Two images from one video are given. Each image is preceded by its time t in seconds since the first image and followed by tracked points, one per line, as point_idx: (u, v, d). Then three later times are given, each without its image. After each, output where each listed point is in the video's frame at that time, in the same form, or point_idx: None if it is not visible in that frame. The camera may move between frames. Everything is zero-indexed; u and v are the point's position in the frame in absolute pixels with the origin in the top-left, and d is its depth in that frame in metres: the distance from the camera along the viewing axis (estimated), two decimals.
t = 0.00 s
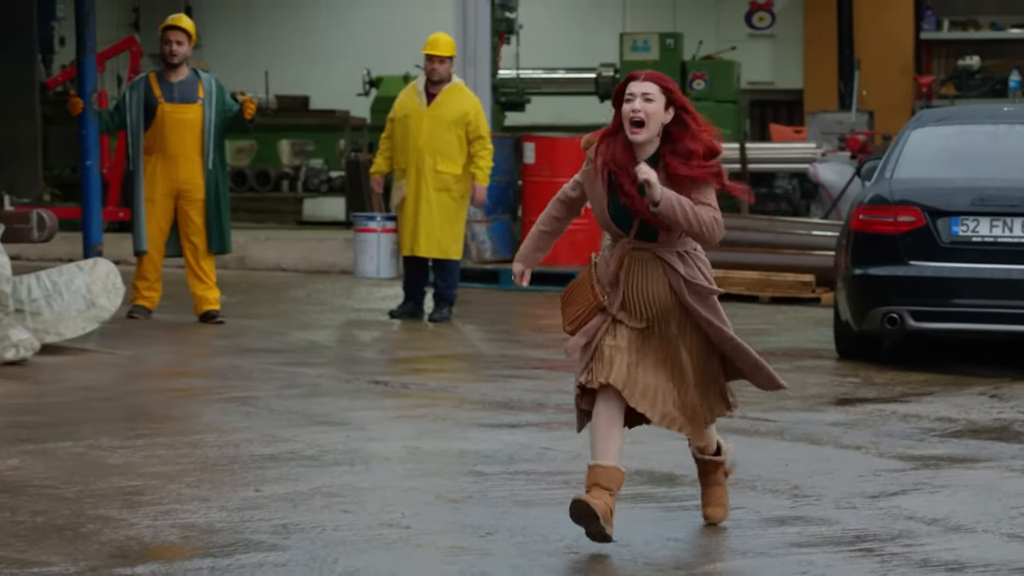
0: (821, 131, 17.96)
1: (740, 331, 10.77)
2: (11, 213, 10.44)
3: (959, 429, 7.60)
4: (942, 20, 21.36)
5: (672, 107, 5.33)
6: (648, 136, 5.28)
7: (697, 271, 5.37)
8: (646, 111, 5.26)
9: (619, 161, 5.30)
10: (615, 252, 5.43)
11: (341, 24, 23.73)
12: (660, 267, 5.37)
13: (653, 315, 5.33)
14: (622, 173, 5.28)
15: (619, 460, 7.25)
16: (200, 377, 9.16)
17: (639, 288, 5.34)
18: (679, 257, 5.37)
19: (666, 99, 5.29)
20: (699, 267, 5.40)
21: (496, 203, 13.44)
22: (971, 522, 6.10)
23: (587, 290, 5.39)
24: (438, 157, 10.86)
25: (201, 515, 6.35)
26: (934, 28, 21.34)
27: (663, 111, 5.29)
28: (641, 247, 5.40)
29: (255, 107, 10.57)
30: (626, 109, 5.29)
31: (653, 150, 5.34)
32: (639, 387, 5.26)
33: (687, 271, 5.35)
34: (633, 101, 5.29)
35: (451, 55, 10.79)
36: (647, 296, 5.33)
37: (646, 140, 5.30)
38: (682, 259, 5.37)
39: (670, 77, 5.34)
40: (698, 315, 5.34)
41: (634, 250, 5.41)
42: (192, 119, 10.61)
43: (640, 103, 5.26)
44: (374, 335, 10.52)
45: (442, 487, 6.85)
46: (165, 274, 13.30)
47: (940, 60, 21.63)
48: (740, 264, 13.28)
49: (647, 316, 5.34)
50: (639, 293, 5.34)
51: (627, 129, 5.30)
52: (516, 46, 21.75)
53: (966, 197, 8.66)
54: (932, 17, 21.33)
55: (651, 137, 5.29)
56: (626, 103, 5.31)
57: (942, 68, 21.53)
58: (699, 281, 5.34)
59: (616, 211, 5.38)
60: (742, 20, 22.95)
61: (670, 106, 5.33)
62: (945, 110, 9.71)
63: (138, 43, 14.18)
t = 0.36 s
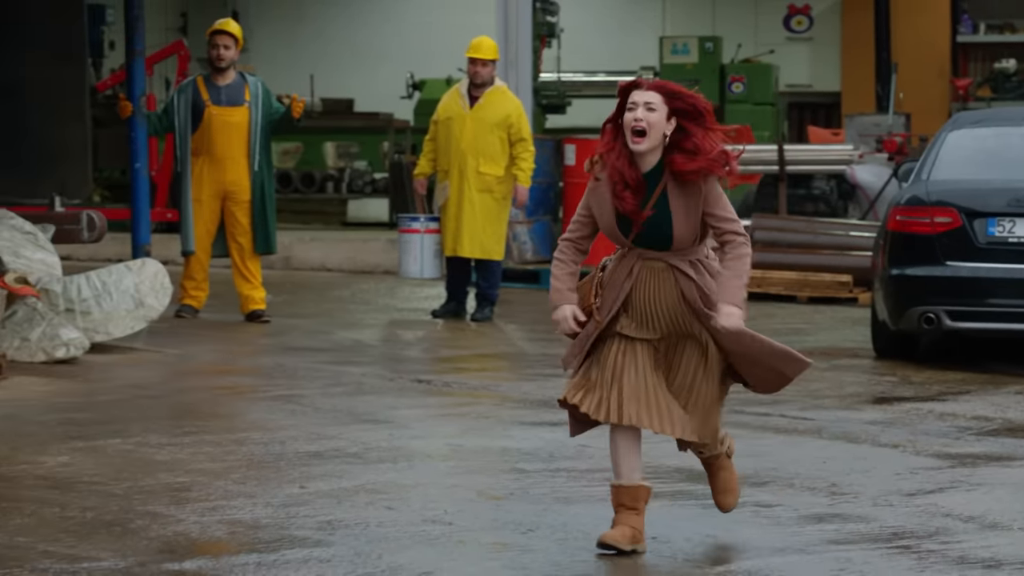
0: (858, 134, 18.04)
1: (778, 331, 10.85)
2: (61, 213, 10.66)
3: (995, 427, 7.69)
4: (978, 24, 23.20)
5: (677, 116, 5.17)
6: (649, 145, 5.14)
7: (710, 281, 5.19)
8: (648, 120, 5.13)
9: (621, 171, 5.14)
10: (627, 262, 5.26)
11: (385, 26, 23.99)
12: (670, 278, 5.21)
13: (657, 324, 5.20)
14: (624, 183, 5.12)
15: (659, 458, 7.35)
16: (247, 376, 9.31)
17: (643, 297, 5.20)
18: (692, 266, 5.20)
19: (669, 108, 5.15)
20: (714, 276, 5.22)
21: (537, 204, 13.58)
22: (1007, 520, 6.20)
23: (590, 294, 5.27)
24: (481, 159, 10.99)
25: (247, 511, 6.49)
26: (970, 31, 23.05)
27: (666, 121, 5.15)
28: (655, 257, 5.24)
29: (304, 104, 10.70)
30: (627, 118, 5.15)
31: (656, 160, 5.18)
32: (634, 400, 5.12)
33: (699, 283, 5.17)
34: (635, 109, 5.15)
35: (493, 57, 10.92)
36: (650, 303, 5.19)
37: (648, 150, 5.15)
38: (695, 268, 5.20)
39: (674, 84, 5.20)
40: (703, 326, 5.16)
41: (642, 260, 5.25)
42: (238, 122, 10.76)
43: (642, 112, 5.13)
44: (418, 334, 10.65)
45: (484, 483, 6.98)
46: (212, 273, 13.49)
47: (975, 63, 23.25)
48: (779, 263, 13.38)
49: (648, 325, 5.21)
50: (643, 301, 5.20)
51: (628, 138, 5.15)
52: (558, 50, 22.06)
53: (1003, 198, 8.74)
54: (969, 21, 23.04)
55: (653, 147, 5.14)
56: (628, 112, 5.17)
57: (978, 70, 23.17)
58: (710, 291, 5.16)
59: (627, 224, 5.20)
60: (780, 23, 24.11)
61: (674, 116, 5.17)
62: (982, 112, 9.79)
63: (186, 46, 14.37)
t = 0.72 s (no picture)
0: (897, 134, 18.03)
1: (817, 330, 10.87)
2: (105, 214, 10.77)
3: None
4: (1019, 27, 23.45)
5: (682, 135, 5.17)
6: (656, 164, 5.12)
7: (719, 297, 5.17)
8: (654, 138, 5.12)
9: (626, 191, 5.16)
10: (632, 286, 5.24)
11: (426, 28, 24.07)
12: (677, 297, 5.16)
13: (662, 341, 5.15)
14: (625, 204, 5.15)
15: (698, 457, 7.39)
16: (289, 375, 9.40)
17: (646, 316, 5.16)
18: (703, 284, 5.17)
19: (675, 127, 5.15)
20: (723, 292, 5.20)
21: (577, 205, 13.63)
22: None
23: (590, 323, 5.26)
24: (522, 160, 11.05)
25: (290, 509, 6.57)
26: (1010, 33, 23.22)
27: (672, 139, 5.14)
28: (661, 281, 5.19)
29: (350, 103, 10.78)
30: (632, 136, 5.15)
31: (663, 178, 5.17)
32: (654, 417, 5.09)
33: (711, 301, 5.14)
34: (641, 128, 5.15)
35: (534, 59, 10.98)
36: (652, 321, 5.15)
37: (654, 169, 5.14)
38: (704, 287, 5.16)
39: (679, 104, 5.20)
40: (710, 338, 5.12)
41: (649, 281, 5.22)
42: (281, 123, 10.87)
43: (647, 130, 5.13)
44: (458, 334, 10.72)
45: (525, 482, 7.05)
46: (255, 274, 13.58)
47: (1015, 64, 23.53)
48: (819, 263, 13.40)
49: (655, 341, 5.16)
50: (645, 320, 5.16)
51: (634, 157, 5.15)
52: (597, 52, 22.17)
53: None
54: (1008, 22, 23.20)
55: (659, 165, 5.13)
56: (633, 129, 5.17)
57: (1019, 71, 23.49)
58: (719, 306, 5.15)
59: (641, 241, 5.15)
60: (819, 25, 24.17)
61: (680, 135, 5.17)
62: (1021, 112, 9.81)
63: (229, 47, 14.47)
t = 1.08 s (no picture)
0: (935, 134, 18.00)
1: (854, 330, 10.89)
2: (148, 214, 11.03)
3: None
4: None
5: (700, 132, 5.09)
6: (678, 163, 5.06)
7: (733, 295, 5.13)
8: (676, 138, 5.03)
9: (645, 187, 5.10)
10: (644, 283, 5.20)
11: (468, 28, 24.13)
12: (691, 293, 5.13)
13: (676, 338, 5.13)
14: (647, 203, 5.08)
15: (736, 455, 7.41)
16: (330, 374, 9.50)
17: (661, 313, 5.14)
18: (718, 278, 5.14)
19: (696, 124, 5.05)
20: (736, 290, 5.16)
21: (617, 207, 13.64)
22: None
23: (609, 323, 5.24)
24: (560, 160, 11.12)
25: (330, 507, 6.66)
26: None
27: (694, 136, 5.06)
28: (675, 274, 5.16)
29: (392, 102, 10.89)
30: (654, 135, 5.06)
31: (686, 176, 5.11)
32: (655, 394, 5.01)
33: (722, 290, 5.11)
34: (662, 127, 5.05)
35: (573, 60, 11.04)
36: (666, 319, 5.13)
37: (676, 168, 5.07)
38: (719, 281, 5.13)
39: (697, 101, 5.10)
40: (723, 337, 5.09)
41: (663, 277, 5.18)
42: (322, 124, 10.95)
43: (670, 129, 5.03)
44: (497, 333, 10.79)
45: (564, 480, 7.11)
46: (296, 273, 13.69)
47: None
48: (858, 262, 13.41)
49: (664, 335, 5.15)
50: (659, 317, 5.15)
51: (656, 156, 5.07)
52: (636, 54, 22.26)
53: None
54: None
55: (682, 164, 5.06)
56: (655, 128, 5.07)
57: None
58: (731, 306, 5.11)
59: (661, 224, 5.05)
60: (856, 26, 24.18)
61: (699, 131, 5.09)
62: None
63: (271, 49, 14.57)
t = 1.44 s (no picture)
0: (972, 135, 18.04)
1: (893, 329, 10.94)
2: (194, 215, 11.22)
3: None
4: None
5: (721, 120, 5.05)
6: (699, 152, 5.01)
7: (754, 285, 5.04)
8: (696, 126, 4.99)
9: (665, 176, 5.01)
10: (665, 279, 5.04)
11: (507, 31, 24.33)
12: (714, 285, 5.01)
13: (700, 333, 4.99)
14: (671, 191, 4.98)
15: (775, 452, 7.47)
16: (373, 371, 9.62)
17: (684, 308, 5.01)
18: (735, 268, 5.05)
19: (716, 112, 5.01)
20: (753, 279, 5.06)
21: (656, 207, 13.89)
22: None
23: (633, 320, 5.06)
24: (600, 161, 11.23)
25: (373, 503, 6.78)
26: None
27: (714, 125, 5.02)
28: (694, 266, 5.04)
29: (435, 104, 11.01)
30: (674, 125, 5.01)
31: (706, 166, 5.04)
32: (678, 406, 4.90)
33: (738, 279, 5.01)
34: (682, 116, 5.01)
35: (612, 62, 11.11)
36: (690, 315, 5.00)
37: (698, 157, 5.02)
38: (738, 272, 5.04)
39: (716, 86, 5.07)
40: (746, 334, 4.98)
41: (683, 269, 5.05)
42: (365, 126, 11.07)
43: (690, 118, 4.99)
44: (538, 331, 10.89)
45: (603, 477, 7.22)
46: (339, 273, 13.84)
47: None
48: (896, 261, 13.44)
49: (687, 327, 5.00)
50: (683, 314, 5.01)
51: (677, 145, 5.02)
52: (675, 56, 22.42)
53: None
54: None
55: (703, 153, 5.01)
56: (674, 118, 5.03)
57: None
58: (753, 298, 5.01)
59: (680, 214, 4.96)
60: (893, 28, 24.41)
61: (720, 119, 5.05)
62: None
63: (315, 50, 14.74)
